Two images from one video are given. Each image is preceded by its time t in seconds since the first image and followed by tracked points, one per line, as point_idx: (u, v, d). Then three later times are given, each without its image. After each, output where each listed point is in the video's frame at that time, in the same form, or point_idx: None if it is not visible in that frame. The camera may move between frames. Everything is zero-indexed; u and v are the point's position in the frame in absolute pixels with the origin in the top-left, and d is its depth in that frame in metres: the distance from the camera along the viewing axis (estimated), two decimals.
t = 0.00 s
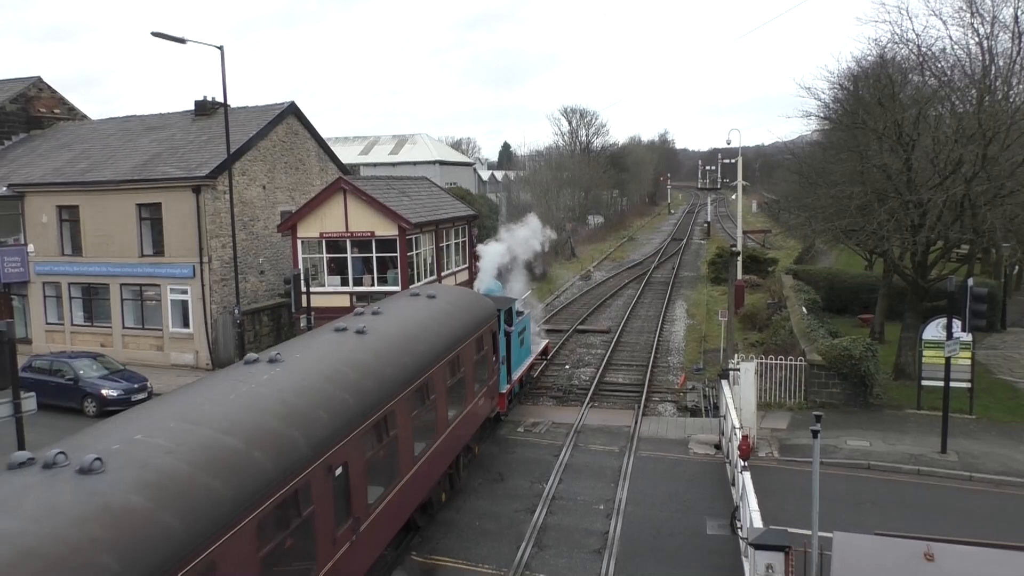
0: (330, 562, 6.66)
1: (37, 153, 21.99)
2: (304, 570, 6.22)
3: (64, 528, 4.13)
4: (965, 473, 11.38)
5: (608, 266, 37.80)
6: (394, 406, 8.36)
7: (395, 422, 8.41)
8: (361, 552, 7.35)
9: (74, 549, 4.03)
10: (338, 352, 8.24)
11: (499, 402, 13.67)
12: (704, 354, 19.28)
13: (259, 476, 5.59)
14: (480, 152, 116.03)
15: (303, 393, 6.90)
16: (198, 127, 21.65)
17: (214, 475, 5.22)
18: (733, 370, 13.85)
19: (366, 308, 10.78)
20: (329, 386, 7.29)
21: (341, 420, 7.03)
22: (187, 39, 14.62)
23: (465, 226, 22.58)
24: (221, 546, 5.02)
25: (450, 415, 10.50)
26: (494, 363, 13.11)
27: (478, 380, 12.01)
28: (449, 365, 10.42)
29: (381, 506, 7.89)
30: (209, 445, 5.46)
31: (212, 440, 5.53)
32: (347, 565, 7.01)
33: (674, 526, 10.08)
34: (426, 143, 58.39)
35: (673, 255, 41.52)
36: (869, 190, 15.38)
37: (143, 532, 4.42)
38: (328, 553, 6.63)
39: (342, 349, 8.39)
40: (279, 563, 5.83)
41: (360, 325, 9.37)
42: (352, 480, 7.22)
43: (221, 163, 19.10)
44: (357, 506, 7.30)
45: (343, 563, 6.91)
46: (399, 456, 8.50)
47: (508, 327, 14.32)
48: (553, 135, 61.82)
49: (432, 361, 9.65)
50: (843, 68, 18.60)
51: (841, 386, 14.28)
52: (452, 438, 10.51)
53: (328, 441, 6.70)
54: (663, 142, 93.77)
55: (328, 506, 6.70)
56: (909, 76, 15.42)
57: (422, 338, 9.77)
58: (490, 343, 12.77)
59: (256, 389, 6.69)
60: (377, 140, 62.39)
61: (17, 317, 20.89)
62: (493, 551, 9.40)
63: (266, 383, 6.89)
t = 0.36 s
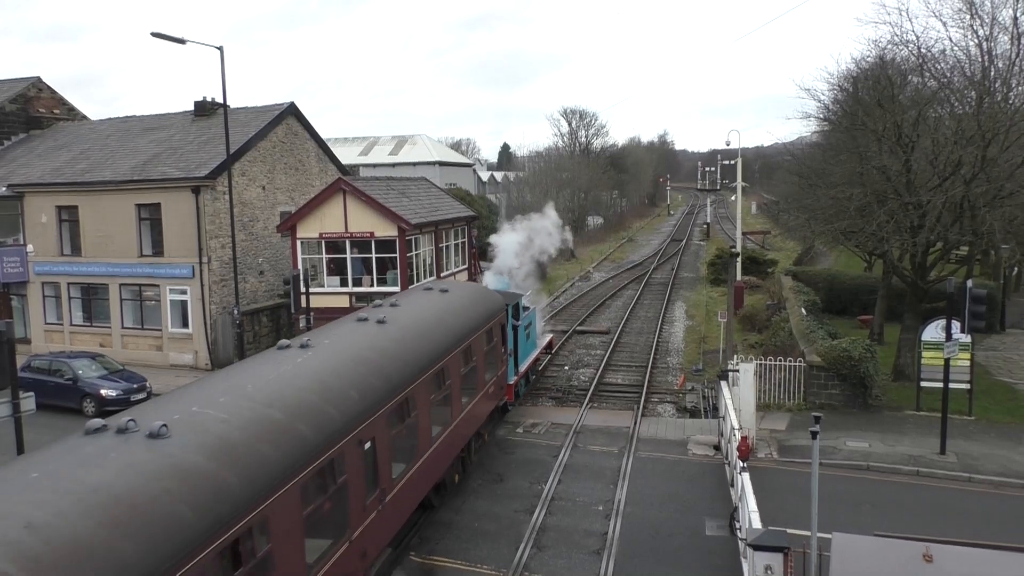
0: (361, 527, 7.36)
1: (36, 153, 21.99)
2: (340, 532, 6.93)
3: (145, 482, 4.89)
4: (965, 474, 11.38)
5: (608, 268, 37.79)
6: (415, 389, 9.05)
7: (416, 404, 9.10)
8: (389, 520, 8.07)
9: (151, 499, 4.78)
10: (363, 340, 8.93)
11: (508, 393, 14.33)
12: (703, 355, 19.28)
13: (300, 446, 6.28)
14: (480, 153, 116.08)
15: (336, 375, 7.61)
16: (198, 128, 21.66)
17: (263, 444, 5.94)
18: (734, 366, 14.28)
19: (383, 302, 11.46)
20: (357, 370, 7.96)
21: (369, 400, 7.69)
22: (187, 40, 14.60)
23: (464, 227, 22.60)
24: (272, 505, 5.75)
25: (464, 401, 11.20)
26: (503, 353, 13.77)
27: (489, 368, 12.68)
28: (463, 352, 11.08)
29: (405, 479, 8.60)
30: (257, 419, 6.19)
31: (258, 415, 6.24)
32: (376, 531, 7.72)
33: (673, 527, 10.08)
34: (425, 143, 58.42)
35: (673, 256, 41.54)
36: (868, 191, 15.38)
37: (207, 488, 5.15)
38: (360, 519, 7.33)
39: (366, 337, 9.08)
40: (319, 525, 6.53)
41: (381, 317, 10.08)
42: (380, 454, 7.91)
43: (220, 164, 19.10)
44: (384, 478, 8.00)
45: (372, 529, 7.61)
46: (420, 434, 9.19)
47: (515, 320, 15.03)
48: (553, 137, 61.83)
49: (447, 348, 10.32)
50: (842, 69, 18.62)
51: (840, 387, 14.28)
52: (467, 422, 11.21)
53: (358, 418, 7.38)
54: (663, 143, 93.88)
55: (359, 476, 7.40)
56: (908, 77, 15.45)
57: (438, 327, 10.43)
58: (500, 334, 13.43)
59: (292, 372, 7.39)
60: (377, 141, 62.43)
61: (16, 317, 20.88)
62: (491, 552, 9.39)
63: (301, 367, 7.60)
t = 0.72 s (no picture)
0: (387, 498, 7.99)
1: (36, 152, 22.00)
2: (370, 501, 7.56)
3: (208, 445, 5.49)
4: (964, 476, 11.37)
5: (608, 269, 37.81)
6: (434, 374, 9.70)
7: (435, 389, 9.74)
8: (411, 493, 8.71)
9: (214, 460, 5.37)
10: (387, 329, 9.55)
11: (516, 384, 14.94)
12: (703, 357, 19.28)
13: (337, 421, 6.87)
14: (480, 154, 116.11)
15: (365, 359, 8.23)
16: (198, 128, 21.66)
17: (306, 417, 6.54)
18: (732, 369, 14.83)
19: (401, 297, 12.07)
20: (382, 355, 8.58)
21: (394, 383, 8.30)
22: (188, 40, 14.58)
23: (464, 229, 22.60)
24: (314, 471, 6.35)
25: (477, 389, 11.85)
26: (512, 345, 14.40)
27: (499, 359, 13.33)
28: (476, 343, 11.70)
29: (425, 458, 9.25)
30: (299, 396, 6.80)
31: (299, 392, 6.85)
32: (400, 503, 8.34)
33: (672, 528, 10.07)
34: (425, 144, 58.42)
35: (672, 257, 41.60)
36: (868, 193, 15.36)
37: (260, 453, 5.75)
38: (386, 490, 7.96)
39: (389, 327, 9.70)
40: (353, 492, 7.16)
41: (400, 308, 10.73)
42: (403, 432, 8.55)
43: (220, 163, 19.09)
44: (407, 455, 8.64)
45: (396, 501, 8.24)
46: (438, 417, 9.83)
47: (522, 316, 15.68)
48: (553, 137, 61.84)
49: (462, 338, 10.96)
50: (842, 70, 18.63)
51: (840, 389, 14.28)
52: (479, 409, 11.86)
53: (386, 398, 8.02)
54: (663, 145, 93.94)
55: (385, 451, 8.03)
56: (909, 79, 15.46)
57: (453, 319, 11.04)
58: (509, 328, 14.07)
59: (325, 356, 8.00)
60: (377, 141, 62.45)
61: (15, 316, 20.88)
62: (491, 553, 9.38)
63: (333, 352, 8.22)
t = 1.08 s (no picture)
0: (408, 473, 8.62)
1: (35, 152, 22.00)
2: (395, 474, 8.22)
3: (258, 416, 6.08)
4: (962, 478, 11.37)
5: (607, 269, 37.81)
6: (450, 361, 10.34)
7: (450, 375, 10.37)
8: (429, 471, 9.37)
9: (264, 429, 5.96)
10: (406, 320, 10.17)
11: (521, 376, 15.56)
12: (701, 357, 19.29)
13: (366, 400, 7.48)
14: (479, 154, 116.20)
15: (389, 346, 8.86)
16: (197, 128, 21.66)
17: (340, 394, 7.15)
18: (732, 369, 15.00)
19: (416, 290, 12.66)
20: (403, 341, 9.21)
21: (416, 368, 8.94)
22: (188, 40, 14.56)
23: (463, 229, 22.62)
24: (347, 443, 6.96)
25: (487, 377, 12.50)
26: (518, 338, 15.02)
27: (507, 351, 13.99)
28: (485, 334, 12.33)
29: (441, 439, 9.89)
30: (332, 376, 7.41)
31: (331, 373, 7.45)
32: (419, 479, 8.99)
33: (671, 529, 10.06)
34: (424, 144, 58.43)
35: (672, 258, 41.65)
36: (867, 195, 15.34)
37: (303, 423, 6.39)
38: (408, 466, 8.60)
39: (408, 317, 10.32)
40: (378, 466, 7.73)
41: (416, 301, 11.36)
42: (422, 414, 9.17)
43: (219, 163, 19.08)
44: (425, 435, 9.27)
45: (416, 477, 8.87)
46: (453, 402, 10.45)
47: (528, 310, 16.35)
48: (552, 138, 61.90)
49: (474, 329, 11.61)
50: (842, 72, 18.65)
51: (838, 390, 14.28)
52: (489, 397, 12.49)
53: (408, 381, 8.67)
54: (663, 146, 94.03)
55: (407, 431, 8.66)
56: (908, 81, 15.47)
57: (466, 312, 11.67)
58: (516, 321, 14.74)
59: (352, 343, 8.63)
60: (377, 141, 62.46)
61: (14, 316, 20.88)
62: (489, 553, 9.38)
63: (360, 339, 8.84)
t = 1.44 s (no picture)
0: (428, 452, 9.35)
1: (35, 152, 22.00)
2: (416, 452, 8.93)
3: (299, 394, 6.77)
4: (962, 478, 11.37)
5: (606, 270, 37.81)
6: (465, 350, 11.04)
7: (465, 362, 11.07)
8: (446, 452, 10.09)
9: (305, 405, 6.65)
10: (425, 310, 10.86)
11: (529, 368, 16.24)
12: (701, 358, 19.29)
13: (391, 382, 8.17)
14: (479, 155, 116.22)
15: (410, 334, 9.55)
16: (197, 128, 21.67)
17: (369, 376, 7.84)
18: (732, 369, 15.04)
19: (432, 284, 13.34)
20: (423, 330, 9.92)
21: (435, 354, 9.62)
22: (188, 40, 14.55)
23: (463, 230, 22.63)
24: (377, 420, 7.67)
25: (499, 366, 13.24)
26: (525, 330, 15.70)
27: (516, 344, 14.72)
28: (497, 326, 13.06)
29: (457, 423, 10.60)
30: (363, 360, 8.12)
31: (360, 357, 8.16)
32: (439, 458, 9.73)
33: (671, 530, 10.05)
34: (424, 144, 58.45)
35: (672, 258, 41.68)
36: (867, 196, 15.34)
37: (339, 400, 7.09)
38: (428, 446, 9.33)
39: (426, 309, 11.04)
40: (403, 443, 8.50)
41: (432, 293, 12.10)
42: (442, 398, 9.89)
43: (219, 164, 19.07)
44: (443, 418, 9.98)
45: (436, 455, 9.60)
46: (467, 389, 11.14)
47: (534, 306, 16.77)
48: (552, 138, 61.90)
49: (487, 321, 12.34)
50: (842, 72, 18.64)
51: (838, 390, 14.28)
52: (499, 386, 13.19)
53: (429, 365, 9.38)
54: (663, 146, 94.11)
55: (428, 412, 9.38)
56: (908, 81, 15.46)
57: (480, 305, 12.40)
58: (524, 315, 15.46)
59: (377, 331, 9.35)
60: (377, 142, 62.49)
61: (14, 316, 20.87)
62: (489, 553, 9.38)
63: (383, 328, 9.54)
